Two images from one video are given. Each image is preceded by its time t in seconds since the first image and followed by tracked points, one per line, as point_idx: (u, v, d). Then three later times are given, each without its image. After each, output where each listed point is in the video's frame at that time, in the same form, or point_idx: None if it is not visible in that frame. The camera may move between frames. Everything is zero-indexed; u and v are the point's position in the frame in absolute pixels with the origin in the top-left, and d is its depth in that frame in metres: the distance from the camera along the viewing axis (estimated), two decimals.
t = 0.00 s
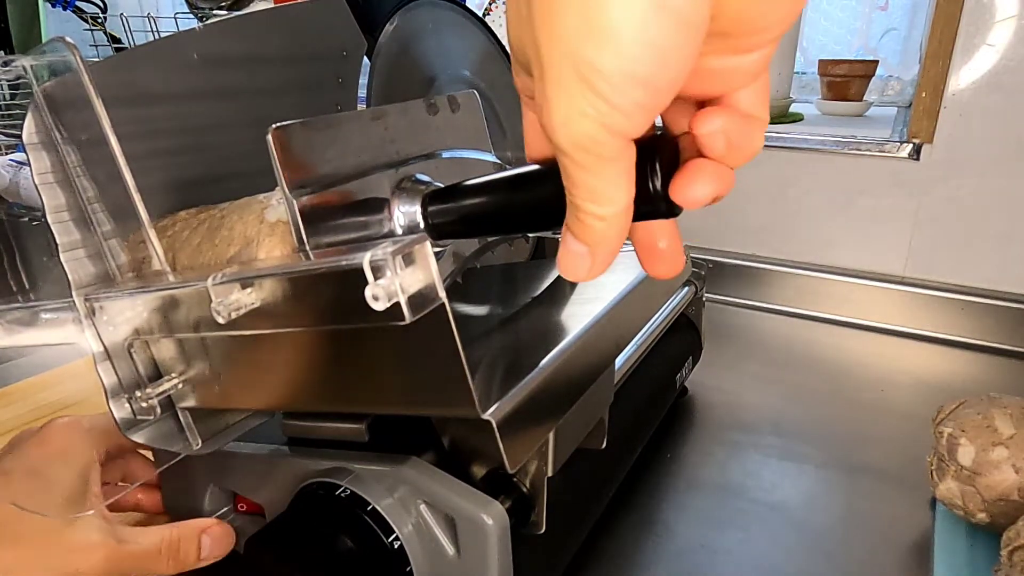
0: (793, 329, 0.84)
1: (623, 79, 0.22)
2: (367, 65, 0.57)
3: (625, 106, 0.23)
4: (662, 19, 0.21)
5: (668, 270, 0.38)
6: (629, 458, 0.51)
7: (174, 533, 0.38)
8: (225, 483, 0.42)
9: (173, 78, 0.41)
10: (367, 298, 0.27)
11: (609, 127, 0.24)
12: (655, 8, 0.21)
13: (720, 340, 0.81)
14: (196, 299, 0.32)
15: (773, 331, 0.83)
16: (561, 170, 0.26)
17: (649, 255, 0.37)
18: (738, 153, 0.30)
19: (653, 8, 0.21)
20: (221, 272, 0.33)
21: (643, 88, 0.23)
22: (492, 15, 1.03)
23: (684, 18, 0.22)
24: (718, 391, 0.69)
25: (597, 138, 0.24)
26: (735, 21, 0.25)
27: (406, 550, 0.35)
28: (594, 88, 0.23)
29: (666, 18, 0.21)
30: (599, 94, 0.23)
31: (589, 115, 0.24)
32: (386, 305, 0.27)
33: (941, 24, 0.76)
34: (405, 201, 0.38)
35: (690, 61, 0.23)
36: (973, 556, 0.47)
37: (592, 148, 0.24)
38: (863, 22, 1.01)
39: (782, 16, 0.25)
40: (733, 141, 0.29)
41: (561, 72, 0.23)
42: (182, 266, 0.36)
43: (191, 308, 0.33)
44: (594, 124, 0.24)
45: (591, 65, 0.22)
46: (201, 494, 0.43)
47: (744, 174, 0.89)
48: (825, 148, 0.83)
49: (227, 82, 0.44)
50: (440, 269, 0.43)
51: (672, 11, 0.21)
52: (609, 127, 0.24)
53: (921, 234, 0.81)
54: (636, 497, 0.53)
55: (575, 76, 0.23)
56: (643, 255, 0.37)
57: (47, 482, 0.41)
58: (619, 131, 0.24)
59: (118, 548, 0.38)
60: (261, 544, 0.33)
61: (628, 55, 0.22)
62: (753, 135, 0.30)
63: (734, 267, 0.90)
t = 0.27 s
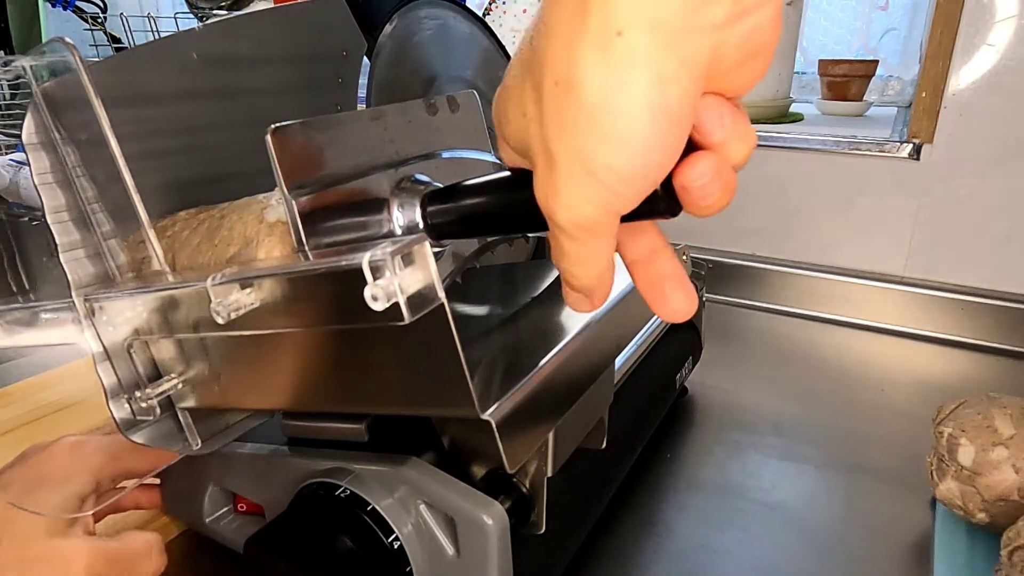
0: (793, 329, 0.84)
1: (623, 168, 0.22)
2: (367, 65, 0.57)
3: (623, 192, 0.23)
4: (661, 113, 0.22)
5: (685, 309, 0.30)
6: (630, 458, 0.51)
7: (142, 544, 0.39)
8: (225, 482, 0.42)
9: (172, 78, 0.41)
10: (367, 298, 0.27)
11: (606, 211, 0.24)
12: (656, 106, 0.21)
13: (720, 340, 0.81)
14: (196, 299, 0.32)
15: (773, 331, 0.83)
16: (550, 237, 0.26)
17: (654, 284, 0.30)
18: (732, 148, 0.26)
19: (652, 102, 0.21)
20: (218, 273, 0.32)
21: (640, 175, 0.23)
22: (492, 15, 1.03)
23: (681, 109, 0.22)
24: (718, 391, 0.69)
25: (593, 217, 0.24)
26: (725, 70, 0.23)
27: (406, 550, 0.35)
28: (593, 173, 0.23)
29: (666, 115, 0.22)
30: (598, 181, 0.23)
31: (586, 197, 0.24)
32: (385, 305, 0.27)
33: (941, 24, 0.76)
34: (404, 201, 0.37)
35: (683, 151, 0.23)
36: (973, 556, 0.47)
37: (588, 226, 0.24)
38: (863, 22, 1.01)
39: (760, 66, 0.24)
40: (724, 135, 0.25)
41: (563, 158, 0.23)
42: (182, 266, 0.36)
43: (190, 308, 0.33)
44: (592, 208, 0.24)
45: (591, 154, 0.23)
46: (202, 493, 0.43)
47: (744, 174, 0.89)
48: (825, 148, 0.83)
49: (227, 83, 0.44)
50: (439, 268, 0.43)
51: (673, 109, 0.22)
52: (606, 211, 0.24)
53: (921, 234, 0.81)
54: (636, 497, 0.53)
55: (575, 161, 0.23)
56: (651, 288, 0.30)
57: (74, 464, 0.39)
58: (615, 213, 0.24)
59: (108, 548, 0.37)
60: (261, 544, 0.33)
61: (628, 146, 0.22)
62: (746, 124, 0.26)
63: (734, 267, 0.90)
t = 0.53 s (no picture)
0: (793, 329, 0.84)
1: (609, 183, 0.25)
2: (367, 65, 0.57)
3: (610, 204, 0.25)
4: (642, 133, 0.24)
5: (677, 310, 0.30)
6: (630, 456, 0.51)
7: (139, 525, 0.38)
8: (225, 482, 0.42)
9: (172, 78, 0.41)
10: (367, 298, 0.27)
11: (594, 219, 0.26)
12: (639, 127, 0.24)
13: (719, 340, 0.81)
14: (196, 299, 0.32)
15: (773, 331, 0.83)
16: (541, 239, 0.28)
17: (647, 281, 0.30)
18: (716, 145, 0.26)
19: (634, 125, 0.24)
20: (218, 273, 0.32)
21: (625, 189, 0.25)
22: (492, 15, 1.03)
23: (661, 128, 0.24)
24: (718, 391, 0.69)
25: (581, 225, 0.26)
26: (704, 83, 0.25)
27: (406, 550, 0.35)
28: (582, 187, 0.25)
29: (647, 135, 0.24)
30: (587, 194, 0.25)
31: (577, 208, 0.26)
32: (387, 304, 0.27)
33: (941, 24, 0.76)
34: (400, 202, 0.39)
35: (666, 164, 0.25)
36: (973, 557, 0.47)
37: (578, 233, 0.27)
38: (863, 22, 1.01)
39: (742, 79, 0.26)
40: (707, 133, 0.25)
41: (553, 174, 0.26)
42: (182, 266, 0.36)
43: (191, 308, 0.33)
44: (582, 217, 0.26)
45: (579, 171, 0.25)
46: (202, 493, 0.43)
47: (744, 174, 0.89)
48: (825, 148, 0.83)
49: (227, 83, 0.44)
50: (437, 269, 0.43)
51: (654, 130, 0.24)
52: (595, 219, 0.26)
53: (920, 234, 0.81)
54: (636, 497, 0.53)
55: (564, 177, 0.25)
56: (642, 289, 0.30)
57: (75, 455, 0.40)
58: (603, 220, 0.26)
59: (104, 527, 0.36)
60: (261, 544, 0.33)
61: (613, 165, 0.24)
62: (731, 124, 0.26)
63: (734, 267, 0.90)
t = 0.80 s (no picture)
0: (793, 329, 0.84)
1: (600, 192, 0.25)
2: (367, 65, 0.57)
3: (603, 211, 0.26)
4: (630, 144, 0.24)
5: (677, 308, 0.30)
6: (631, 455, 0.52)
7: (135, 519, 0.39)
8: (225, 482, 0.42)
9: (173, 77, 0.41)
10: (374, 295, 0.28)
11: (589, 225, 0.26)
12: (628, 138, 0.24)
13: (719, 340, 0.81)
14: (200, 297, 0.32)
15: (772, 331, 0.83)
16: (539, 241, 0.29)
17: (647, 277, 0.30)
18: (711, 146, 0.26)
19: (622, 136, 0.24)
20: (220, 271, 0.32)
21: (616, 197, 0.25)
22: (492, 15, 1.03)
23: (650, 138, 0.24)
24: (718, 391, 0.69)
25: (576, 230, 0.27)
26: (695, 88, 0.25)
27: (406, 550, 0.35)
28: (576, 197, 0.25)
29: (636, 146, 0.24)
30: (581, 203, 0.25)
31: (570, 215, 0.26)
32: (394, 300, 0.27)
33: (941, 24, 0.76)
34: (401, 201, 0.38)
35: (658, 170, 0.25)
36: (974, 556, 0.47)
37: (573, 238, 0.27)
38: (863, 22, 1.01)
39: (735, 80, 0.25)
40: (701, 134, 0.25)
41: (546, 182, 0.26)
42: (185, 264, 0.37)
43: (195, 306, 0.33)
44: (577, 224, 0.26)
45: (570, 181, 0.25)
46: (202, 492, 0.43)
47: (744, 174, 0.89)
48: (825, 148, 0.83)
49: (227, 83, 0.44)
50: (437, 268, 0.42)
51: (643, 140, 0.24)
52: (589, 225, 0.26)
53: (921, 234, 0.81)
54: (636, 497, 0.53)
55: (556, 185, 0.25)
56: (643, 284, 0.30)
57: (73, 453, 0.40)
58: (597, 225, 0.26)
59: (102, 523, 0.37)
60: (261, 544, 0.33)
61: (603, 175, 0.24)
62: (727, 124, 0.26)
63: (734, 268, 0.90)
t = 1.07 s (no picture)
0: (793, 329, 0.84)
1: (600, 195, 0.25)
2: (367, 65, 0.57)
3: (604, 213, 0.26)
4: (629, 148, 0.24)
5: (681, 304, 0.30)
6: (632, 452, 0.52)
7: (133, 529, 0.39)
8: (225, 482, 0.42)
9: (174, 77, 0.41)
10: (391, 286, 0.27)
11: (590, 226, 0.27)
12: (627, 141, 0.24)
13: (719, 340, 0.81)
14: (213, 290, 0.33)
15: (772, 331, 0.83)
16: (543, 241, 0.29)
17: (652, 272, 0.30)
18: (713, 145, 0.26)
19: (620, 140, 0.24)
20: (234, 265, 0.33)
21: (616, 199, 0.25)
22: (491, 15, 1.03)
23: (648, 142, 0.24)
24: (718, 391, 0.69)
25: (578, 231, 0.27)
26: (695, 93, 0.25)
27: (406, 549, 0.35)
28: (579, 201, 0.25)
29: (635, 150, 0.24)
30: (584, 206, 0.26)
31: (572, 217, 0.26)
32: (410, 292, 0.27)
33: (941, 24, 0.76)
34: (411, 197, 0.37)
35: (657, 173, 0.25)
36: (974, 556, 0.47)
37: (576, 238, 0.27)
38: (863, 22, 1.01)
39: (737, 81, 0.25)
40: (703, 133, 0.25)
41: (548, 185, 0.26)
42: (198, 258, 0.36)
43: (208, 299, 0.33)
44: (581, 226, 0.27)
45: (571, 183, 0.25)
46: (202, 493, 0.43)
47: (745, 174, 0.89)
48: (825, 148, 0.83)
49: (227, 83, 0.44)
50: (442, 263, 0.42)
51: (641, 143, 0.24)
52: (591, 226, 0.27)
53: (920, 234, 0.81)
54: (636, 497, 0.53)
55: (557, 187, 0.26)
56: (647, 278, 0.30)
57: (72, 460, 0.39)
58: (599, 226, 0.27)
59: (100, 533, 0.37)
60: (261, 544, 0.33)
61: (602, 178, 0.24)
62: (730, 124, 0.26)
63: (733, 268, 0.90)
